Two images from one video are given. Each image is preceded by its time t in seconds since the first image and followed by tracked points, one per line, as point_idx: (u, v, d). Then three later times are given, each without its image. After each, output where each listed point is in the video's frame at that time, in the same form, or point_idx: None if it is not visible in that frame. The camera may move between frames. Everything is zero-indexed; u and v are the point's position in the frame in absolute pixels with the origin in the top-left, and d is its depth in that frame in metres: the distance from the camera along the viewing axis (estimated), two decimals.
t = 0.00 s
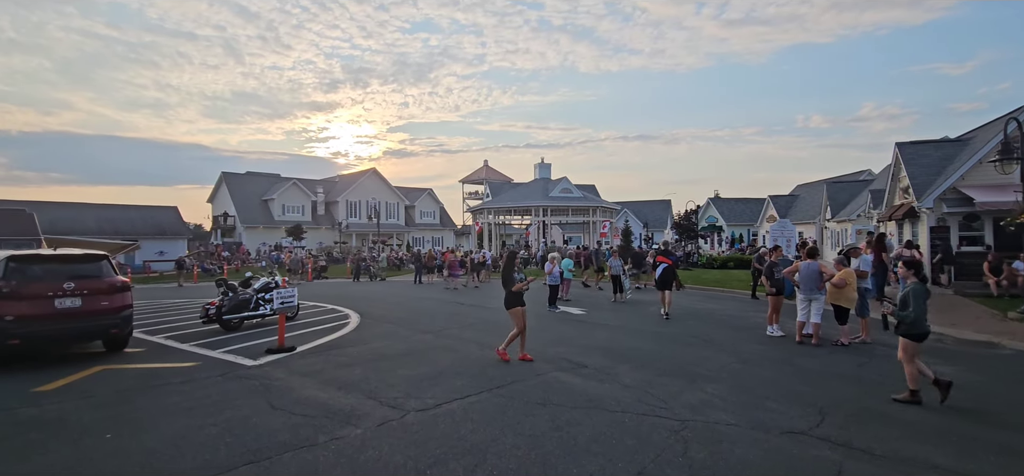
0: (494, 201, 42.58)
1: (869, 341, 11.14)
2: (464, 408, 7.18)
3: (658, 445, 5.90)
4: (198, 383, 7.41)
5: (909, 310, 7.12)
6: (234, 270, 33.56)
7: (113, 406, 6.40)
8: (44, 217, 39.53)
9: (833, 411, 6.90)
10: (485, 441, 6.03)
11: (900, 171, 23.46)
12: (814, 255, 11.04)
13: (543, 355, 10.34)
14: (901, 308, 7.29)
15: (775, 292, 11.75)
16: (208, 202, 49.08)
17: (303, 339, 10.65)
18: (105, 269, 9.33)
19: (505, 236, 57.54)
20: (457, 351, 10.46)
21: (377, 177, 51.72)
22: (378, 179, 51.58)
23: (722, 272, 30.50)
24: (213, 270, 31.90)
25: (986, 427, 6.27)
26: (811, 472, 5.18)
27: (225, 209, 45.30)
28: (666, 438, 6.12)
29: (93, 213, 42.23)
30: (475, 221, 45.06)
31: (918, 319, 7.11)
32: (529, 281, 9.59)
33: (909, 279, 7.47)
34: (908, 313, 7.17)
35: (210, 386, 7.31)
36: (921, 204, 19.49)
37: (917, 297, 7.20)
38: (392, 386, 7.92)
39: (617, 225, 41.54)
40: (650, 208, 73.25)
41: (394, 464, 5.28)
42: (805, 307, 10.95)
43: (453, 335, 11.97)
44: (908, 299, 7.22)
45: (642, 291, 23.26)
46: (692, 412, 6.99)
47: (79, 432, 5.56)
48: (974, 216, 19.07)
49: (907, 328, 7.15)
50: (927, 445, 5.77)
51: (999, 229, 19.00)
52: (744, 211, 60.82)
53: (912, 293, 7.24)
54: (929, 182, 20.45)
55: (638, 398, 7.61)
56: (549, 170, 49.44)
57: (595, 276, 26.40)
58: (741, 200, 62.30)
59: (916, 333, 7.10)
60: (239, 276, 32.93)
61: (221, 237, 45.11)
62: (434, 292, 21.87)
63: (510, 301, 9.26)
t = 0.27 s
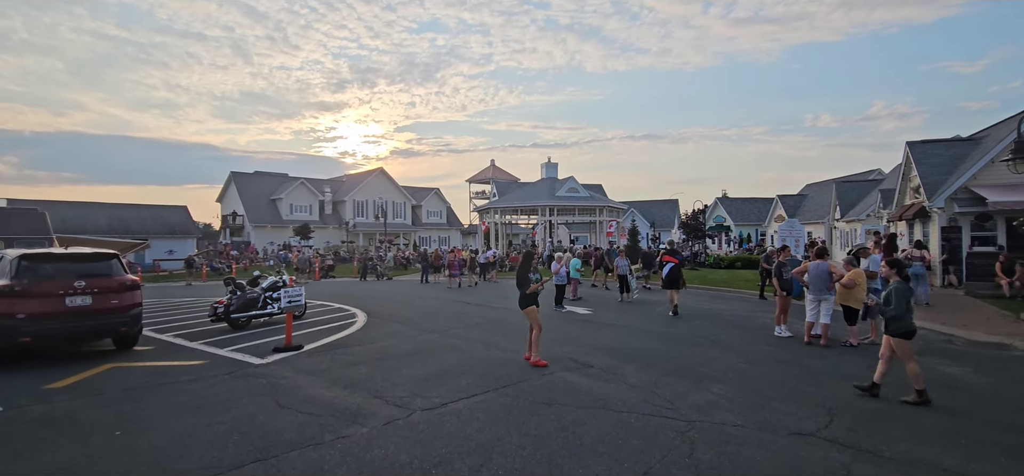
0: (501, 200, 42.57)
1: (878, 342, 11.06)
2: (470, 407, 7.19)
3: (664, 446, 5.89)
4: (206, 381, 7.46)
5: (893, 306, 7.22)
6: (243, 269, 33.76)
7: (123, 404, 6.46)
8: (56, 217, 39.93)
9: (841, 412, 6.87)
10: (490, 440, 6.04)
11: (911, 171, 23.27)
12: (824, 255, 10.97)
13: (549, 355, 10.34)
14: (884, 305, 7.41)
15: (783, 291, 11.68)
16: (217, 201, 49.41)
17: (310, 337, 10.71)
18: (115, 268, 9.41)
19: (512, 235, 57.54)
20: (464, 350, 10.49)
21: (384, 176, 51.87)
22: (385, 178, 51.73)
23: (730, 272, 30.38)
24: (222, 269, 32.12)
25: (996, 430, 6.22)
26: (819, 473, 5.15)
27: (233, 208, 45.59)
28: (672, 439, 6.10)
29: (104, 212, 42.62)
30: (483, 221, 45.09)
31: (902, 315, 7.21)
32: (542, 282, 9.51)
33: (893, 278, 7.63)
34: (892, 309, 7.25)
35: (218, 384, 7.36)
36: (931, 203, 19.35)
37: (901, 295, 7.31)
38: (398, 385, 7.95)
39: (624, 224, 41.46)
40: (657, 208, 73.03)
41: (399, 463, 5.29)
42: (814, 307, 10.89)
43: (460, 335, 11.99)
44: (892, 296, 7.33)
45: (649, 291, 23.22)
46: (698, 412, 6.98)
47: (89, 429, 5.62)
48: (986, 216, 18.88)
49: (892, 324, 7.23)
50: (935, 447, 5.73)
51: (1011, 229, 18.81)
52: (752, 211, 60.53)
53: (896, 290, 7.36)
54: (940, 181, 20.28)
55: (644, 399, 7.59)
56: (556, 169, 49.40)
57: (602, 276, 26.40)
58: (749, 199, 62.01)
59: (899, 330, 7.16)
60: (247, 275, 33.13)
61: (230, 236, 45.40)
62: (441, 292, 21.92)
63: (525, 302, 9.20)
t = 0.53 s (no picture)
0: (504, 200, 42.55)
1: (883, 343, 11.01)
2: (472, 406, 7.20)
3: (667, 446, 5.87)
4: (210, 380, 7.48)
5: (868, 304, 7.43)
6: (246, 268, 33.85)
7: (126, 402, 6.48)
8: (60, 216, 40.07)
9: (844, 413, 6.85)
10: (492, 439, 6.05)
11: (916, 170, 23.19)
12: (827, 255, 10.92)
13: (552, 355, 10.34)
14: (859, 304, 7.61)
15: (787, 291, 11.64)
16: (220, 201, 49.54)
17: (313, 336, 10.73)
18: (119, 266, 9.44)
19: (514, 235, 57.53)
20: (467, 350, 10.49)
21: (387, 176, 51.92)
22: (388, 178, 51.77)
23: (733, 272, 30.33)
24: (225, 268, 32.21)
25: (1000, 431, 6.20)
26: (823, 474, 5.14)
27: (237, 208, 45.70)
28: (676, 439, 6.09)
29: (108, 212, 42.77)
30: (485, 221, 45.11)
31: (876, 313, 7.42)
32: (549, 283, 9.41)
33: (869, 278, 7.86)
34: (867, 307, 7.46)
35: (222, 383, 7.38)
36: (936, 203, 19.28)
37: (875, 294, 7.52)
38: (401, 384, 7.95)
39: (627, 224, 41.42)
40: (660, 207, 72.99)
41: (402, 462, 5.30)
42: (818, 307, 10.85)
43: (462, 334, 12.00)
44: (867, 294, 7.53)
45: (652, 290, 23.18)
46: (701, 413, 6.97)
47: (93, 427, 5.64)
48: (991, 215, 18.82)
49: (865, 322, 7.44)
50: (939, 448, 5.72)
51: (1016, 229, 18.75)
52: (755, 211, 60.41)
53: (871, 289, 7.56)
54: (945, 181, 20.21)
55: (647, 399, 7.58)
56: (559, 169, 49.38)
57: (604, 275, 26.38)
58: (752, 199, 61.90)
59: (874, 327, 7.37)
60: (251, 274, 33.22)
61: (233, 236, 45.50)
62: (444, 291, 21.93)
63: (533, 302, 8.99)
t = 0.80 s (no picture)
0: (503, 199, 42.52)
1: (881, 342, 11.00)
2: (471, 406, 7.19)
3: (665, 446, 5.87)
4: (208, 380, 7.47)
5: (842, 298, 7.61)
6: (245, 267, 33.85)
7: (123, 402, 6.47)
8: (59, 215, 40.03)
9: (842, 412, 6.85)
10: (490, 439, 6.04)
11: (914, 170, 23.20)
12: (825, 254, 10.83)
13: (551, 354, 10.34)
14: (834, 298, 7.77)
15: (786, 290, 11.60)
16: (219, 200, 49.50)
17: (312, 336, 10.72)
18: (117, 266, 9.42)
19: (514, 234, 57.52)
20: (466, 349, 10.49)
21: (387, 175, 51.88)
22: (387, 177, 51.73)
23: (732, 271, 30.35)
24: (224, 267, 32.18)
25: (998, 430, 6.20)
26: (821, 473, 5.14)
27: (235, 207, 45.66)
28: (674, 438, 6.09)
29: (107, 211, 42.73)
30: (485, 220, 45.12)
31: (850, 308, 7.60)
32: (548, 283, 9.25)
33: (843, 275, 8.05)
34: (842, 301, 7.61)
35: (220, 382, 7.37)
36: (934, 203, 19.30)
37: (848, 289, 7.72)
38: (399, 384, 7.94)
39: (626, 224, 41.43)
40: (659, 207, 73.02)
41: (400, 461, 5.29)
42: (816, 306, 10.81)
43: (461, 333, 11.99)
44: (841, 289, 7.71)
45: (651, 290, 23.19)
46: (700, 412, 6.96)
47: (91, 427, 5.63)
48: (989, 215, 18.85)
49: (840, 316, 7.59)
50: (937, 447, 5.72)
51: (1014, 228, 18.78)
52: (754, 210, 60.46)
53: (846, 285, 7.75)
54: (943, 180, 20.23)
55: (645, 398, 7.58)
56: (558, 168, 49.38)
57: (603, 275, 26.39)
58: (751, 198, 61.96)
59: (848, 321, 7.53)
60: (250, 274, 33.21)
61: (232, 235, 45.46)
62: (442, 290, 21.92)
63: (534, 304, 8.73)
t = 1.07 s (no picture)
0: (498, 198, 42.49)
1: (873, 340, 11.06)
2: (465, 405, 7.19)
3: (659, 444, 5.88)
4: (200, 379, 7.43)
5: (807, 298, 7.74)
6: (238, 266, 33.72)
7: (114, 402, 6.43)
8: (49, 214, 39.75)
9: (834, 410, 6.88)
10: (484, 438, 6.04)
11: (906, 169, 23.33)
12: (818, 253, 10.89)
13: (545, 353, 10.33)
14: (798, 298, 7.91)
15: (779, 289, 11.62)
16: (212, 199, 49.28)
17: (306, 335, 10.68)
18: (108, 265, 9.36)
19: (508, 234, 57.51)
20: (460, 348, 10.47)
21: (381, 174, 51.74)
22: (382, 176, 51.59)
23: (726, 270, 30.45)
24: (217, 267, 32.02)
25: (988, 428, 6.24)
26: (813, 471, 5.16)
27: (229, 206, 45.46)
28: (667, 437, 6.10)
29: (98, 209, 42.47)
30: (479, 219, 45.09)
31: (814, 308, 7.73)
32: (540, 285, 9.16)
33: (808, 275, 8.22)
34: (806, 300, 7.75)
35: (213, 382, 7.34)
36: (925, 202, 19.42)
37: (813, 288, 7.86)
38: (393, 383, 7.93)
39: (621, 223, 41.48)
40: (653, 206, 73.16)
41: (394, 461, 5.28)
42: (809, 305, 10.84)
43: (455, 333, 11.98)
44: (805, 289, 7.85)
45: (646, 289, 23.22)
46: (694, 411, 6.98)
47: (81, 427, 5.60)
48: (980, 215, 19.00)
49: (804, 316, 7.74)
50: (930, 445, 5.74)
51: (1005, 227, 18.94)
52: (748, 210, 60.68)
53: (810, 285, 7.87)
54: (935, 180, 20.36)
55: (640, 397, 7.59)
56: (553, 167, 49.40)
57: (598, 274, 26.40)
58: (745, 198, 62.20)
59: (812, 320, 7.68)
60: (243, 273, 33.07)
61: (225, 234, 45.24)
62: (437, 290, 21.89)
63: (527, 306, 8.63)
